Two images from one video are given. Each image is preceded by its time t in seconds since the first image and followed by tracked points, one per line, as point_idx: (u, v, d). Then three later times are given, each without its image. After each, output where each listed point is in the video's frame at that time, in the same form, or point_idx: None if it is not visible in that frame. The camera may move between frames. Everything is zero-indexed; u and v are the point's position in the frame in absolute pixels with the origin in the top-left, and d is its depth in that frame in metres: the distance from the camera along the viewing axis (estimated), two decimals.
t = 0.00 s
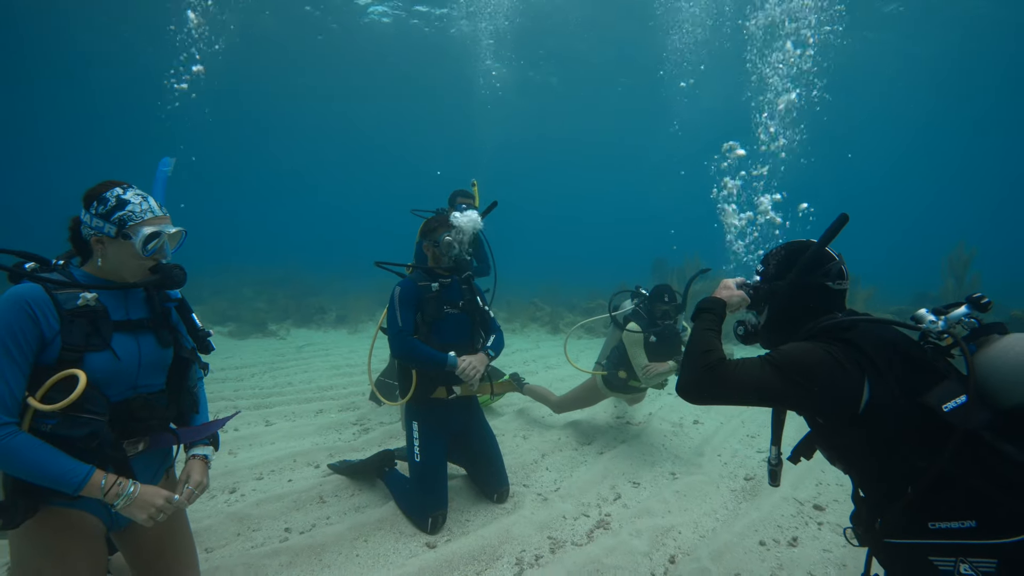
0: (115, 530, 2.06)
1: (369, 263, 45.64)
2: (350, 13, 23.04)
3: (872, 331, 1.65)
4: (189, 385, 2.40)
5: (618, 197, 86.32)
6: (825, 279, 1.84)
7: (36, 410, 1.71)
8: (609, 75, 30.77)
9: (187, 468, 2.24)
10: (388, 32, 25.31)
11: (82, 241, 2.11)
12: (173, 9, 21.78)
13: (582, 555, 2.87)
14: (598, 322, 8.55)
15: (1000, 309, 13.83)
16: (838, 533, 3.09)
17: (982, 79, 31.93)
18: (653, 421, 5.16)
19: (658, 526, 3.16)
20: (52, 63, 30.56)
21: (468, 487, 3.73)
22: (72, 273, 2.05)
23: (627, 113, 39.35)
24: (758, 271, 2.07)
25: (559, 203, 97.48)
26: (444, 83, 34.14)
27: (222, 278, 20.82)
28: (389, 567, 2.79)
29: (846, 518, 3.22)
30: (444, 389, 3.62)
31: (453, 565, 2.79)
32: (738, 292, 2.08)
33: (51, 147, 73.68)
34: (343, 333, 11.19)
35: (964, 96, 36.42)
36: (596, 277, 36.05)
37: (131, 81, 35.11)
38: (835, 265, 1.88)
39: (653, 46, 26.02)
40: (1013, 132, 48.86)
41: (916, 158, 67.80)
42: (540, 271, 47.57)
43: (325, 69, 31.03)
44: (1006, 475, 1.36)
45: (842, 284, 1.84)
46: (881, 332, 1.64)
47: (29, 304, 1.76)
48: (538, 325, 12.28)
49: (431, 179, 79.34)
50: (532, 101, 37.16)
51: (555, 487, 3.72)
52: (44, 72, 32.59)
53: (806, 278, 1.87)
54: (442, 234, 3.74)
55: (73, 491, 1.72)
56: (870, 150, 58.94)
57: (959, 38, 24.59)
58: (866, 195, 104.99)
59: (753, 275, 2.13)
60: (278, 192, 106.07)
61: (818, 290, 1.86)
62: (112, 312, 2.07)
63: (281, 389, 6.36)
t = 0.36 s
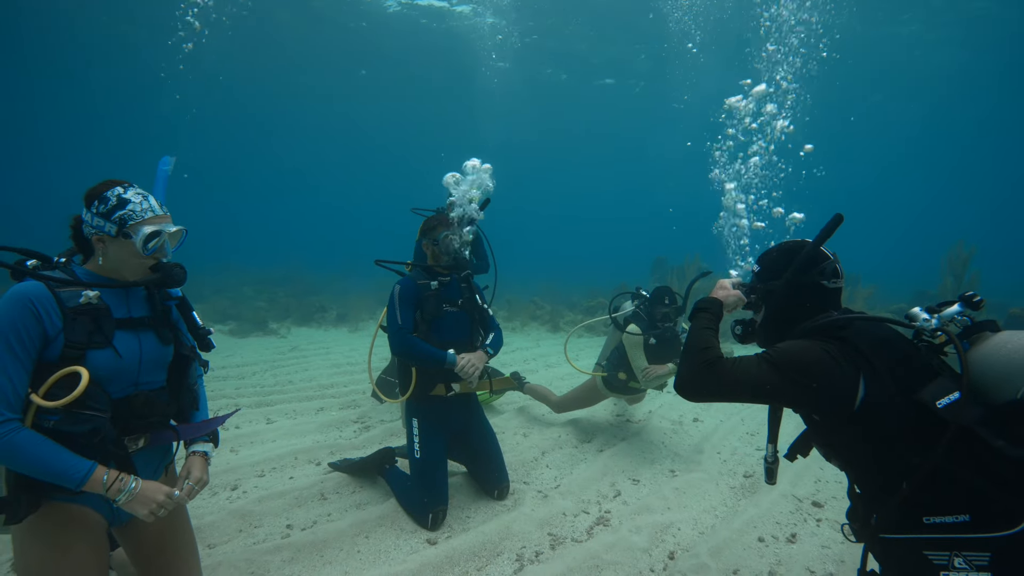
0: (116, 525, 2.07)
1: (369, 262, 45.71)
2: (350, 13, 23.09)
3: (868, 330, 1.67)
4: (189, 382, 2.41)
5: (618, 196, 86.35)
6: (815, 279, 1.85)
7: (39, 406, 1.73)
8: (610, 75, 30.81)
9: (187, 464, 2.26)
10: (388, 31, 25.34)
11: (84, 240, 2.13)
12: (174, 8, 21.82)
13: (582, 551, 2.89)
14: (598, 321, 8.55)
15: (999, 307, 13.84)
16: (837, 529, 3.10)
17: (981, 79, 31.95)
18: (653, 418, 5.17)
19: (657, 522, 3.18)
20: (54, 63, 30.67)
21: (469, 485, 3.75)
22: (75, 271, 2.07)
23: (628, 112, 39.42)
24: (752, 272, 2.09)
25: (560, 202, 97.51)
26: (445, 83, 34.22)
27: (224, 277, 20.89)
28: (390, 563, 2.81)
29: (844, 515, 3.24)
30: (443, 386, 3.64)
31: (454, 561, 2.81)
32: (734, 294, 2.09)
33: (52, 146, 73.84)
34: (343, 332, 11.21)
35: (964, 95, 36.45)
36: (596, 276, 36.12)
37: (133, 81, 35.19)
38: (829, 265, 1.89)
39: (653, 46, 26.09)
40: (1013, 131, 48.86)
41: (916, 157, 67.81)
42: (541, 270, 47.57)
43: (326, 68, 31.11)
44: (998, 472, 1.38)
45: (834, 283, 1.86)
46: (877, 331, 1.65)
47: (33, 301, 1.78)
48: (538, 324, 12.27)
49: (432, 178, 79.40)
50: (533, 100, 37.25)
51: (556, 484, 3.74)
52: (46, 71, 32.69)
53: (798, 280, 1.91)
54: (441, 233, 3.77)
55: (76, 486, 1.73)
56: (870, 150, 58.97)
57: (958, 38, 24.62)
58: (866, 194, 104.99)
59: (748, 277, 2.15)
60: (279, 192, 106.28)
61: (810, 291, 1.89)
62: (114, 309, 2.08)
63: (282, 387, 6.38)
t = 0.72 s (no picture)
0: (117, 524, 2.08)
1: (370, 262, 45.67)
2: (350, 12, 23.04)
3: (866, 327, 1.68)
4: (189, 381, 2.43)
5: (619, 195, 86.37)
6: (804, 277, 1.88)
7: (42, 405, 1.74)
8: (610, 74, 30.78)
9: (188, 463, 2.27)
10: (389, 31, 25.32)
11: (85, 240, 2.13)
12: (173, 9, 21.80)
13: (583, 549, 2.89)
14: (598, 321, 8.57)
15: (999, 306, 13.85)
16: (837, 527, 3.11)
17: (982, 78, 31.91)
18: (654, 417, 5.18)
19: (659, 521, 3.19)
20: (54, 62, 30.68)
21: (471, 484, 3.76)
22: (75, 271, 2.08)
23: (629, 112, 39.36)
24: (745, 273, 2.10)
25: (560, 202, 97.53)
26: (446, 83, 34.20)
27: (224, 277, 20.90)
28: (392, 561, 2.82)
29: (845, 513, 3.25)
30: (443, 385, 3.66)
31: (455, 560, 2.82)
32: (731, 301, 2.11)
33: (52, 146, 73.87)
34: (344, 332, 11.21)
35: (965, 94, 36.39)
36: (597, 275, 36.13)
37: (133, 81, 35.16)
38: (820, 264, 1.91)
39: (654, 46, 26.07)
40: (1014, 130, 48.79)
41: (917, 156, 67.75)
42: (541, 269, 47.58)
43: (326, 68, 31.09)
44: (994, 468, 1.39)
45: (825, 280, 1.88)
46: (874, 327, 1.67)
47: (36, 301, 1.79)
48: (538, 323, 12.26)
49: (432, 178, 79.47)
50: (533, 100, 37.22)
51: (557, 482, 3.75)
52: (47, 71, 32.70)
53: (790, 280, 1.93)
54: (440, 233, 3.79)
55: (78, 484, 1.74)
56: (870, 149, 58.89)
57: (959, 36, 24.57)
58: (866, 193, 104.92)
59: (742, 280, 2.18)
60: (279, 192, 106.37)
61: (804, 290, 1.90)
62: (116, 310, 2.09)
63: (283, 387, 6.40)
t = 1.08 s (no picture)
0: (119, 523, 2.08)
1: (370, 262, 45.54)
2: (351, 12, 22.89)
3: (865, 329, 1.68)
4: (189, 381, 2.42)
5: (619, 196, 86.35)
6: (797, 281, 1.90)
7: (42, 405, 1.74)
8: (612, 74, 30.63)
9: (188, 463, 2.27)
10: (391, 31, 25.18)
11: (85, 243, 2.13)
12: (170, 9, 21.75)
13: (586, 550, 2.90)
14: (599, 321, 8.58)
15: (1000, 306, 13.85)
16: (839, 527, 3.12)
17: (985, 78, 31.79)
18: (655, 418, 5.19)
19: (661, 521, 3.19)
20: (54, 62, 30.55)
21: (472, 484, 3.76)
22: (75, 272, 2.08)
23: (631, 111, 39.21)
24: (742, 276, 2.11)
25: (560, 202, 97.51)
26: (448, 83, 34.10)
27: (225, 278, 20.88)
28: (394, 562, 2.82)
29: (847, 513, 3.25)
30: (444, 384, 3.66)
31: (458, 561, 2.81)
32: (730, 309, 2.12)
33: (52, 147, 73.65)
34: (345, 332, 11.21)
35: (967, 94, 36.28)
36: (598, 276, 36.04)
37: (132, 81, 34.99)
38: (813, 267, 1.93)
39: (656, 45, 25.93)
40: (1014, 130, 48.72)
41: (916, 157, 67.67)
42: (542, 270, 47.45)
43: (325, 68, 30.99)
44: (996, 469, 1.39)
45: (818, 282, 1.90)
46: (874, 329, 1.67)
47: (37, 303, 1.79)
48: (539, 324, 12.26)
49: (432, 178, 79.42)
50: (535, 100, 37.05)
51: (559, 483, 3.75)
52: (47, 71, 32.59)
53: (786, 283, 1.93)
54: (441, 233, 3.79)
55: (79, 483, 1.74)
56: (870, 149, 58.86)
57: (963, 35, 24.44)
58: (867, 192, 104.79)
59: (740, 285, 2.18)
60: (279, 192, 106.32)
61: (799, 292, 1.92)
62: (116, 310, 2.10)
63: (284, 387, 6.41)
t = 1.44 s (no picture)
0: (119, 522, 2.07)
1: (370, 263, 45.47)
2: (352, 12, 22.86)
3: (865, 337, 1.68)
4: (191, 380, 2.42)
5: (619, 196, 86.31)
6: (791, 290, 1.92)
7: (42, 403, 1.73)
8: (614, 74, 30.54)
9: (188, 463, 2.26)
10: (391, 30, 25.09)
11: (85, 242, 2.12)
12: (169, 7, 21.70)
13: (589, 552, 2.89)
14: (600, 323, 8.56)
15: (1002, 307, 13.80)
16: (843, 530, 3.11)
17: (986, 78, 31.74)
18: (657, 419, 5.18)
19: (664, 523, 3.19)
20: (55, 62, 30.57)
21: (475, 485, 3.75)
22: (77, 271, 2.08)
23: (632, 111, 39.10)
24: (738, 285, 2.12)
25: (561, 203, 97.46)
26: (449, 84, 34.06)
27: (226, 278, 20.85)
28: (396, 563, 2.81)
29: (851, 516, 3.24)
30: (446, 385, 3.66)
31: (461, 562, 2.81)
32: (729, 320, 2.12)
33: (52, 146, 73.64)
34: (346, 333, 11.19)
35: (968, 95, 36.22)
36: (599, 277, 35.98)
37: (132, 81, 34.94)
38: (807, 275, 1.95)
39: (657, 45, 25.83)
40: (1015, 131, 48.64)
41: (917, 158, 67.59)
42: (543, 271, 47.30)
43: (325, 68, 30.92)
44: (993, 474, 1.40)
45: (814, 290, 1.90)
46: (872, 336, 1.67)
47: (39, 302, 1.79)
48: (541, 324, 12.26)
49: (432, 179, 79.38)
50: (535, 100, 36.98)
51: (561, 485, 3.74)
52: (48, 71, 32.60)
53: (780, 291, 1.94)
54: (441, 234, 3.78)
55: (79, 482, 1.74)
56: (870, 150, 58.78)
57: (965, 36, 24.36)
58: (867, 193, 104.57)
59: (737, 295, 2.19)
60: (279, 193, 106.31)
61: (796, 300, 1.92)
62: (117, 309, 2.09)
63: (285, 388, 6.41)
